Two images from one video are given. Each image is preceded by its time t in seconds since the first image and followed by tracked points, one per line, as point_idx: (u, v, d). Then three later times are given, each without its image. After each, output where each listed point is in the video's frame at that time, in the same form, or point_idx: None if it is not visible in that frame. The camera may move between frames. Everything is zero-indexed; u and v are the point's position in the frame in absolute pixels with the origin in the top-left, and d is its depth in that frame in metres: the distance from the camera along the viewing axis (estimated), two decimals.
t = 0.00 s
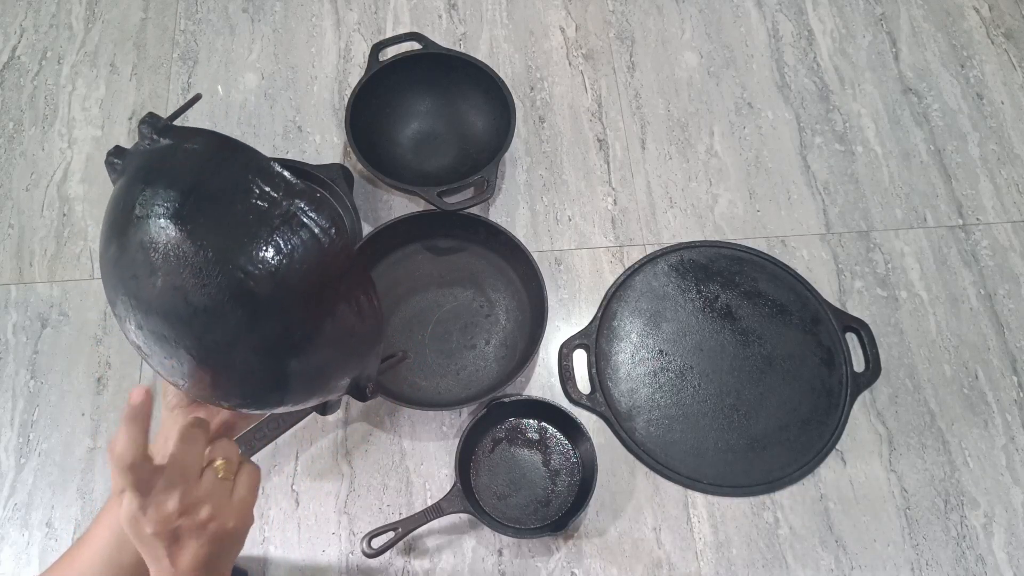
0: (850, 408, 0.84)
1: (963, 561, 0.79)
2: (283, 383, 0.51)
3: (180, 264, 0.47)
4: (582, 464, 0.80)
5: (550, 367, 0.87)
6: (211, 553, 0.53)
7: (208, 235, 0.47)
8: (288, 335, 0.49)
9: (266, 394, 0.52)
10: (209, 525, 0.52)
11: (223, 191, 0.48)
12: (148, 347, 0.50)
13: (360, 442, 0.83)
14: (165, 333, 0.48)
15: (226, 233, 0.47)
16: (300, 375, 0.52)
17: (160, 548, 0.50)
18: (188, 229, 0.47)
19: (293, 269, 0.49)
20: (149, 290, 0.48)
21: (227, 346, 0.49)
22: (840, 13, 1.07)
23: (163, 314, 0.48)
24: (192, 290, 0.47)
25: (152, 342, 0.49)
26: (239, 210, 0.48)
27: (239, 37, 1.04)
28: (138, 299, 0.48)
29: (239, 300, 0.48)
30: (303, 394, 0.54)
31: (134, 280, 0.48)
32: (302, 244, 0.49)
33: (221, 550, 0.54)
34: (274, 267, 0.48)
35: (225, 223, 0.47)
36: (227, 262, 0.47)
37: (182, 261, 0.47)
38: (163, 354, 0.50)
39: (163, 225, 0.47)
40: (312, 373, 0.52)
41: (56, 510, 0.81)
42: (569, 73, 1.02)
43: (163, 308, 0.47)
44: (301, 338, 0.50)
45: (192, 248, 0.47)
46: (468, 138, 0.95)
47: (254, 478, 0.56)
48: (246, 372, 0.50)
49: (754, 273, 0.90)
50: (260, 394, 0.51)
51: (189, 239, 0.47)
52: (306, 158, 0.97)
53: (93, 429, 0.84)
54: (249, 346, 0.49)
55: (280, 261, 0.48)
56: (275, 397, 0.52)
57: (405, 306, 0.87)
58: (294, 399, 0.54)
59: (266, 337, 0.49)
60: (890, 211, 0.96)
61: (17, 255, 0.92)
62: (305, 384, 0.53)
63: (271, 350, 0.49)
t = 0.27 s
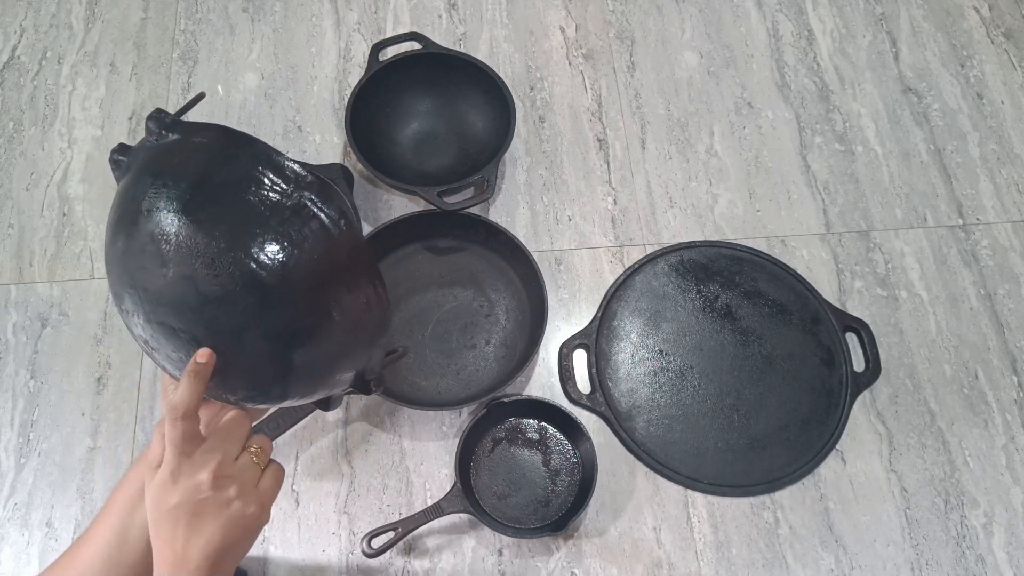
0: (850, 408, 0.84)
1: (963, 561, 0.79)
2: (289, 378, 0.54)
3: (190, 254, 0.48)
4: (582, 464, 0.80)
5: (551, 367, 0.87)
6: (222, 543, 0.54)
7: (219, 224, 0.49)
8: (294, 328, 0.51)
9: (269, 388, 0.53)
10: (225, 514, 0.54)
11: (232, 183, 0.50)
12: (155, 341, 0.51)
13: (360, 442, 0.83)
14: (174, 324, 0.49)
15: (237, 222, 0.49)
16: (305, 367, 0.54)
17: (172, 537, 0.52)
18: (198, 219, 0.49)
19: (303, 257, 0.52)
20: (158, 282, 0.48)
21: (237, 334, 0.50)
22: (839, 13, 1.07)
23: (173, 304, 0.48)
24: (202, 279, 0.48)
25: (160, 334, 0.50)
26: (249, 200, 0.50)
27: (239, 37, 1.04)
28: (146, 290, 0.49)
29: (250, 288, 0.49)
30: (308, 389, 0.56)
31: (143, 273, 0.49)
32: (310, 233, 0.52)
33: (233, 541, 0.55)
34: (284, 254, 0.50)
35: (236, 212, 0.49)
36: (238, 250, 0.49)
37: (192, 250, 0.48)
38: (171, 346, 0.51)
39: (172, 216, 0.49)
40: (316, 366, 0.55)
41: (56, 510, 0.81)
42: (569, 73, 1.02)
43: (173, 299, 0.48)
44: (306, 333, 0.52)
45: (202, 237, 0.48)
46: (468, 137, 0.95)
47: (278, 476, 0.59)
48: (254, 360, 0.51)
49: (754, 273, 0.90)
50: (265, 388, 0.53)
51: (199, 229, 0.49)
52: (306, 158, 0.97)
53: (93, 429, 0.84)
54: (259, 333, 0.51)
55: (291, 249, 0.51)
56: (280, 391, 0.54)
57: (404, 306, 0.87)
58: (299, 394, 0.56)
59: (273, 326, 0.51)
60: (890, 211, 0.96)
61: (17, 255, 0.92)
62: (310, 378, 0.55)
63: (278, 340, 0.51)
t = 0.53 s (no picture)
0: (850, 408, 0.84)
1: (963, 561, 0.79)
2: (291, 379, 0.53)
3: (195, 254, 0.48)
4: (582, 464, 0.80)
5: (551, 367, 0.87)
6: (224, 545, 0.54)
7: (222, 225, 0.49)
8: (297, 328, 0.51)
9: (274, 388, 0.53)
10: (229, 515, 0.54)
11: (237, 184, 0.51)
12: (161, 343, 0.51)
13: (360, 442, 0.83)
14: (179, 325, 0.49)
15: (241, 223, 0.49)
16: (308, 368, 0.54)
17: (175, 539, 0.52)
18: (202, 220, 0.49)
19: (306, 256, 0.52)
20: (163, 283, 0.48)
21: (242, 333, 0.50)
22: (839, 13, 1.07)
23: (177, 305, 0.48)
24: (207, 279, 0.48)
25: (165, 336, 0.50)
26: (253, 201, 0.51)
27: (239, 36, 1.03)
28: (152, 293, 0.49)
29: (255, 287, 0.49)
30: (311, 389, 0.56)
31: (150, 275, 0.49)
32: (315, 234, 0.52)
33: (235, 543, 0.55)
34: (288, 254, 0.50)
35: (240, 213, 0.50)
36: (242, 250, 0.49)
37: (197, 251, 0.48)
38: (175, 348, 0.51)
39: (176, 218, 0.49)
40: (319, 367, 0.54)
41: (56, 510, 0.81)
42: (569, 73, 1.02)
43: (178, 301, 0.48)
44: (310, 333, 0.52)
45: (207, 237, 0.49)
46: (469, 137, 0.95)
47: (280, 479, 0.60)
48: (259, 360, 0.51)
49: (754, 273, 0.90)
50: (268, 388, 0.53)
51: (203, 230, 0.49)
52: (306, 158, 0.97)
53: (93, 429, 0.84)
54: (263, 333, 0.50)
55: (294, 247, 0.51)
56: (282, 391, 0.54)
57: (404, 306, 0.87)
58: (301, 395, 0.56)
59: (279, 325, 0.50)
60: (890, 211, 0.96)
61: (17, 255, 0.92)
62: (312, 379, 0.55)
63: (282, 341, 0.51)
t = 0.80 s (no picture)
0: (850, 407, 0.84)
1: (963, 561, 0.79)
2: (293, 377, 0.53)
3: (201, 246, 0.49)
4: (582, 464, 0.80)
5: (550, 367, 0.87)
6: (225, 542, 0.54)
7: (226, 220, 0.49)
8: (298, 327, 0.51)
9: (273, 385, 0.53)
10: (230, 511, 0.54)
11: (240, 178, 0.51)
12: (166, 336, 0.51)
13: (360, 442, 0.83)
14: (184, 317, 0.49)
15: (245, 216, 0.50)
16: (310, 365, 0.53)
17: (174, 535, 0.52)
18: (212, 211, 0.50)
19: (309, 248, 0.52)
20: (167, 278, 0.49)
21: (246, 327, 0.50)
22: (839, 13, 1.07)
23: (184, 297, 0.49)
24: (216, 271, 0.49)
25: (170, 329, 0.50)
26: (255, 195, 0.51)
27: (239, 36, 1.03)
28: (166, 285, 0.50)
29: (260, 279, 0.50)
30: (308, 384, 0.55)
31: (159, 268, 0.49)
32: (319, 227, 0.53)
33: (235, 541, 0.54)
34: (293, 246, 0.51)
35: (245, 207, 0.50)
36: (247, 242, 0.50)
37: (200, 245, 0.49)
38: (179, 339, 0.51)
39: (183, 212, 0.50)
40: (321, 364, 0.54)
41: (56, 510, 0.81)
42: (569, 73, 1.02)
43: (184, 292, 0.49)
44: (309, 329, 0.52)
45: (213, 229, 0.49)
46: (469, 137, 0.95)
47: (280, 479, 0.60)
48: (264, 353, 0.51)
49: (754, 273, 0.90)
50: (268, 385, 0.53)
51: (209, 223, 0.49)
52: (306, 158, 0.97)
53: (93, 429, 0.84)
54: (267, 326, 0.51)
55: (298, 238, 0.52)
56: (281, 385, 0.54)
57: (404, 306, 0.87)
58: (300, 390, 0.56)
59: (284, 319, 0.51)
60: (890, 211, 0.96)
61: (17, 255, 0.92)
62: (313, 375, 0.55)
63: (284, 335, 0.51)
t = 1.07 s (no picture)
0: (850, 407, 0.83)
1: (962, 561, 0.79)
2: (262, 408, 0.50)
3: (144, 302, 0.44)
4: (582, 464, 0.80)
5: (550, 367, 0.87)
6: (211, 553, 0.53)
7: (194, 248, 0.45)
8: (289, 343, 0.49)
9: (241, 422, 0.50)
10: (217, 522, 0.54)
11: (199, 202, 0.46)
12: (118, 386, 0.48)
13: (360, 441, 0.83)
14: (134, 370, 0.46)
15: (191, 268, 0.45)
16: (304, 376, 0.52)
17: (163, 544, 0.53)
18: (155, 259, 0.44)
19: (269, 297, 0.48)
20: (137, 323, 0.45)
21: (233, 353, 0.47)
22: (839, 13, 1.07)
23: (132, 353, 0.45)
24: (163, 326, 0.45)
25: (145, 375, 0.46)
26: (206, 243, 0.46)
27: (239, 36, 1.03)
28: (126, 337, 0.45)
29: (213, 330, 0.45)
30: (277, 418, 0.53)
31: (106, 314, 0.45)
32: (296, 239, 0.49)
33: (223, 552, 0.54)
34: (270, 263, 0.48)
35: (189, 253, 0.45)
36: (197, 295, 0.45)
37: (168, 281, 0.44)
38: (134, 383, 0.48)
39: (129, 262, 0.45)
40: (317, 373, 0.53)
41: (56, 509, 0.81)
42: (569, 72, 1.02)
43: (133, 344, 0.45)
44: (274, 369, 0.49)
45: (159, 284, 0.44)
46: (468, 137, 0.95)
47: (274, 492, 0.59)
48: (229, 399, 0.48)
49: (754, 273, 0.89)
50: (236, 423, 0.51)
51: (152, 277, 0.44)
52: (306, 157, 0.97)
53: (93, 428, 0.84)
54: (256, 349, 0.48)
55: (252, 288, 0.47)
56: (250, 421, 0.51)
57: (404, 306, 0.87)
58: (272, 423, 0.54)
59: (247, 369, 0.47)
60: (890, 210, 0.96)
61: (16, 255, 0.92)
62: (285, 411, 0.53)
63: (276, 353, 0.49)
